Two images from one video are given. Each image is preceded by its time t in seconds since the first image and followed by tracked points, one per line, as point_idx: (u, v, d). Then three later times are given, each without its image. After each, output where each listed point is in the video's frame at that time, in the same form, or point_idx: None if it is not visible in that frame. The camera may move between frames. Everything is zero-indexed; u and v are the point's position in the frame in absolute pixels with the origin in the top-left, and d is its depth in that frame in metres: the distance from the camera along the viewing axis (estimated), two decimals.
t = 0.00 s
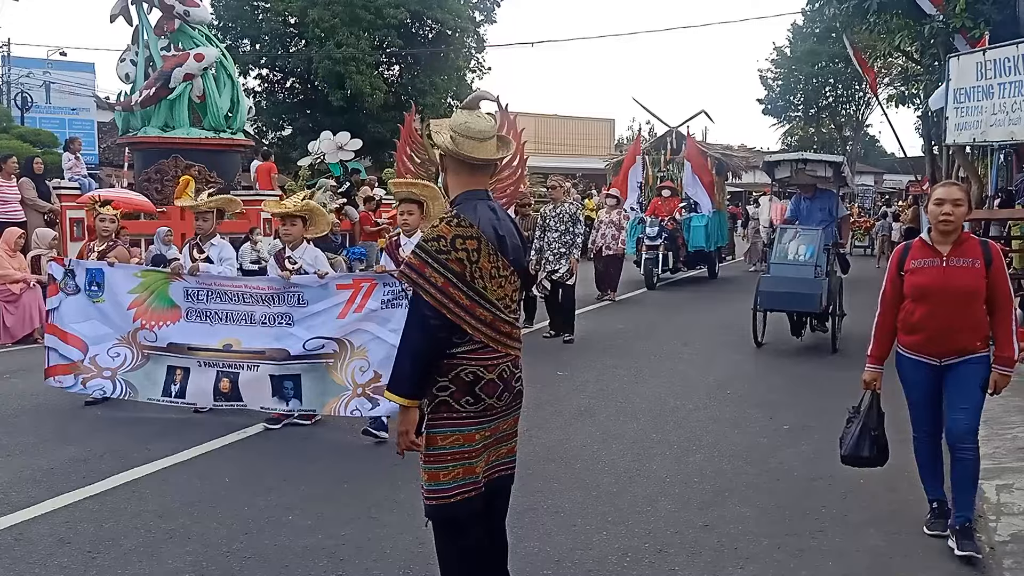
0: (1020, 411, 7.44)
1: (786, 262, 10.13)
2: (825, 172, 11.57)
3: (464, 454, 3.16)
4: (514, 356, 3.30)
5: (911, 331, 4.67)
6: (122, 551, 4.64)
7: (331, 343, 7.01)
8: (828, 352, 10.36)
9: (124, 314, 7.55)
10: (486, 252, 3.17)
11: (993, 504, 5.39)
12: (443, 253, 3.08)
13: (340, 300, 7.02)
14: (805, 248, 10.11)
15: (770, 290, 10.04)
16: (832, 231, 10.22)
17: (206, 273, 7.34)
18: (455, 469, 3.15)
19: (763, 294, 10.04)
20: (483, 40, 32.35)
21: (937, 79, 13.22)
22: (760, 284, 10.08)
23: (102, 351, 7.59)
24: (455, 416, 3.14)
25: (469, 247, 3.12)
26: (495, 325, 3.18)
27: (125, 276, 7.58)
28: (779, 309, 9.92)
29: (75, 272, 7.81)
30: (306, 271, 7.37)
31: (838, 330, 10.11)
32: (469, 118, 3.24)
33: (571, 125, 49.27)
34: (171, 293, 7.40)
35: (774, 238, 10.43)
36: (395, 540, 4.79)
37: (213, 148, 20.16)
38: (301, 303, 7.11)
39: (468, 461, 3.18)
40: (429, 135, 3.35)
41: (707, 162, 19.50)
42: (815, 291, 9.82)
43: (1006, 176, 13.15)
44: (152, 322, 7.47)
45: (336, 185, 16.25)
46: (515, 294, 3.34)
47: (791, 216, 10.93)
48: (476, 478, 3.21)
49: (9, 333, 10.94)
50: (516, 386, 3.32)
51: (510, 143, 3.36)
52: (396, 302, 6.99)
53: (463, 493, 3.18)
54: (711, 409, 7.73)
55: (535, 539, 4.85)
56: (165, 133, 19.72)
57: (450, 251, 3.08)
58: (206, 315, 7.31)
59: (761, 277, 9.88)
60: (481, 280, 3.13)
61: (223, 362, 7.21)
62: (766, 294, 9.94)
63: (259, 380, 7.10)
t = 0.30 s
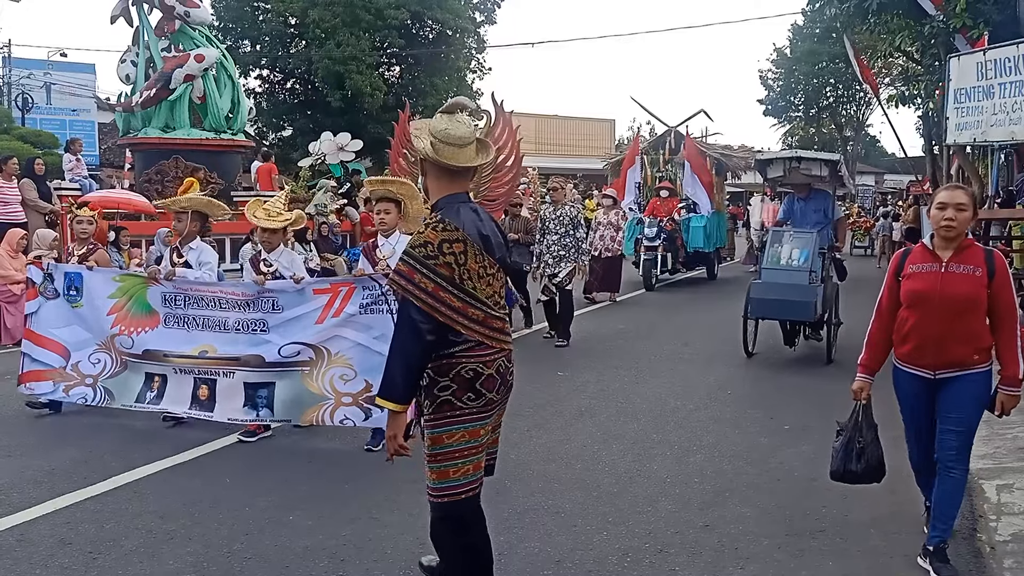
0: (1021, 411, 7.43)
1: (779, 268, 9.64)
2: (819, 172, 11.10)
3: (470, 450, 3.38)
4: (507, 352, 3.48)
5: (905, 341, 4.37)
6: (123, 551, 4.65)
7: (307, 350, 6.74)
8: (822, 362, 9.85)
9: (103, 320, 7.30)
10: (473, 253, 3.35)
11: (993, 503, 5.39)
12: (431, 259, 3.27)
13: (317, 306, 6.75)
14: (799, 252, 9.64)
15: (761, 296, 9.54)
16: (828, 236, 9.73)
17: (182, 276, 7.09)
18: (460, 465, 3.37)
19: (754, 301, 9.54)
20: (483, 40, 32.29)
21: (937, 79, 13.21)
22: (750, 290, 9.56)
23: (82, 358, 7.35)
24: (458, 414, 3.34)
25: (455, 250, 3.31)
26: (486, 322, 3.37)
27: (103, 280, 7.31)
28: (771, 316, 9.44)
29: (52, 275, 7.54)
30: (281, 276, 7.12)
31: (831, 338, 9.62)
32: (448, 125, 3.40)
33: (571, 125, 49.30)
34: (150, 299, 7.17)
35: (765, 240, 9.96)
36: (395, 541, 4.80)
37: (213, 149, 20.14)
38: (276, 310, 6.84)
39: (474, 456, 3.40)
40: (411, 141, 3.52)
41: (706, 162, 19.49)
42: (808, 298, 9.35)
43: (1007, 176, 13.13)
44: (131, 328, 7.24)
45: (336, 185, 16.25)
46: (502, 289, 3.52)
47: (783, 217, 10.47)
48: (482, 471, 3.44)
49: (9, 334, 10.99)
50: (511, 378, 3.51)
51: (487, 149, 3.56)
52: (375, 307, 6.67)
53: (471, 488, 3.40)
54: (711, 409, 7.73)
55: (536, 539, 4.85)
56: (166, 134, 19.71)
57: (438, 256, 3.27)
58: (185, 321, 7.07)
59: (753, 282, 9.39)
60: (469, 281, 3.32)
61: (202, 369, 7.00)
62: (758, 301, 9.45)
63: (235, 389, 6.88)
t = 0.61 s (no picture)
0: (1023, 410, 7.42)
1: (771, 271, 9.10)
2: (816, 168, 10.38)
3: (434, 441, 3.57)
4: (483, 353, 3.67)
5: (911, 345, 4.22)
6: (124, 550, 4.65)
7: (286, 351, 6.54)
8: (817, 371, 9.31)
9: (80, 321, 7.16)
10: (453, 255, 3.54)
11: (995, 502, 5.38)
12: (412, 257, 3.46)
13: (297, 306, 6.55)
14: (792, 255, 9.12)
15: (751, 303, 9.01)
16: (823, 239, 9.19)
17: (157, 277, 6.91)
18: (424, 454, 3.57)
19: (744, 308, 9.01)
20: (484, 40, 32.26)
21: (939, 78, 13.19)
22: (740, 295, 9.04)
23: (60, 361, 7.20)
24: (424, 408, 3.54)
25: (436, 251, 3.50)
26: (463, 322, 3.55)
27: (79, 280, 7.18)
28: (763, 324, 8.90)
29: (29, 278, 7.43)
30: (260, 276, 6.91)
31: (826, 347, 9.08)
32: (438, 138, 3.62)
33: (572, 125, 49.30)
34: (124, 300, 7.00)
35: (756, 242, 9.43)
36: (397, 540, 4.80)
37: (215, 148, 20.15)
38: (253, 310, 6.63)
39: (438, 448, 3.58)
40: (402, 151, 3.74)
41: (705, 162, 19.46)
42: (802, 304, 8.78)
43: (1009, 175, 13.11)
44: (107, 329, 7.06)
45: (337, 185, 16.25)
46: (482, 296, 3.72)
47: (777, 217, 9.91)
48: (445, 464, 3.62)
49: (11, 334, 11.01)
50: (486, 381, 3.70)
51: (472, 162, 3.77)
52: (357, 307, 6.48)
53: (431, 477, 3.59)
54: (713, 408, 7.73)
55: (537, 538, 4.86)
56: (167, 134, 19.72)
57: (419, 255, 3.46)
58: (161, 323, 6.89)
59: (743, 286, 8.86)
60: (449, 282, 3.51)
61: (180, 372, 6.78)
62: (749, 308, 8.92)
63: (214, 393, 6.66)
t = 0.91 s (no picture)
0: None
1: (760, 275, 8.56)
2: (810, 165, 9.54)
3: (397, 407, 4.04)
4: (461, 331, 4.12)
5: (909, 364, 3.89)
6: (127, 549, 4.65)
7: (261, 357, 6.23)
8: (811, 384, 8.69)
9: (58, 323, 6.86)
10: (435, 237, 3.99)
11: (995, 501, 5.39)
12: (399, 236, 3.90)
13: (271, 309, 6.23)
14: (782, 258, 8.58)
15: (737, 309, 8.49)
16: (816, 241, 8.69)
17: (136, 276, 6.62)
18: (383, 414, 4.06)
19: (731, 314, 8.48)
20: (484, 39, 32.26)
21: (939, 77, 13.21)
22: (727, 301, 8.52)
23: (37, 364, 6.89)
24: (393, 377, 4.02)
25: (420, 231, 3.95)
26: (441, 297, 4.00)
27: (55, 281, 6.88)
28: (749, 331, 8.40)
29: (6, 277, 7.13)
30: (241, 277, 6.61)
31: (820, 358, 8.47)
32: (421, 129, 4.09)
33: (572, 125, 49.31)
34: (102, 302, 6.70)
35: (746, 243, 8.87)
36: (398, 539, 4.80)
37: (215, 148, 20.17)
38: (229, 313, 6.32)
39: (401, 414, 4.05)
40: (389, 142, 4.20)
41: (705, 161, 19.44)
42: (790, 312, 8.26)
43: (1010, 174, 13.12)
44: (86, 333, 6.77)
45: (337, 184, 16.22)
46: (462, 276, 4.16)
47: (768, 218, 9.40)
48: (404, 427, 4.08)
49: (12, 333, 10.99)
50: (459, 358, 4.11)
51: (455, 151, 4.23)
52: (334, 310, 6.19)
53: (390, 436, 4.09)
54: (714, 407, 7.73)
55: (538, 536, 4.86)
56: (167, 134, 19.73)
57: (405, 234, 3.91)
58: (138, 326, 6.59)
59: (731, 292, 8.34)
60: (431, 259, 3.96)
61: (158, 376, 6.49)
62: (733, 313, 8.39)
63: (190, 399, 6.38)
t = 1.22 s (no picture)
0: None
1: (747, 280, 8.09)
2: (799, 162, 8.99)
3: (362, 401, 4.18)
4: (427, 332, 4.19)
5: (904, 366, 3.81)
6: (128, 550, 4.65)
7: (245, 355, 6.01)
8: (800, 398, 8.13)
9: (32, 325, 6.49)
10: (399, 245, 4.08)
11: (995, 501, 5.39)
12: (363, 247, 4.00)
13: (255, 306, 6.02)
14: (769, 263, 8.09)
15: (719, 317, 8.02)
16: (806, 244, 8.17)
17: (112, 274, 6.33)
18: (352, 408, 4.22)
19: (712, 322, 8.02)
20: (485, 39, 32.27)
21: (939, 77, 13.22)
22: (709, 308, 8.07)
23: (8, 369, 6.50)
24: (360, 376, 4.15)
25: (383, 240, 4.05)
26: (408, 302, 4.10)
27: (27, 281, 6.52)
28: (730, 342, 7.92)
29: None
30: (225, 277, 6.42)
31: (810, 372, 7.91)
32: (379, 140, 4.16)
33: (572, 124, 49.33)
34: (79, 301, 6.37)
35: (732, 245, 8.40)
36: (399, 539, 4.79)
37: (215, 148, 20.20)
38: (212, 310, 6.08)
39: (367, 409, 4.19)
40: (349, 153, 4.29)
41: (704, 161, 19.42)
42: (774, 319, 7.78)
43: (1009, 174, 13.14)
44: (64, 334, 6.42)
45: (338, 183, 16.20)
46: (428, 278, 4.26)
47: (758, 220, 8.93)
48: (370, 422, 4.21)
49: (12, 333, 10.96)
50: (427, 357, 4.18)
51: (413, 160, 4.32)
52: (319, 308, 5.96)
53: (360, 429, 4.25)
54: (715, 407, 7.73)
55: (539, 536, 4.86)
56: (167, 133, 19.72)
57: (368, 245, 4.01)
58: (117, 325, 6.28)
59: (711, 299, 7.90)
60: (396, 266, 4.05)
61: (137, 378, 6.17)
62: (714, 321, 7.94)
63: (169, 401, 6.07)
